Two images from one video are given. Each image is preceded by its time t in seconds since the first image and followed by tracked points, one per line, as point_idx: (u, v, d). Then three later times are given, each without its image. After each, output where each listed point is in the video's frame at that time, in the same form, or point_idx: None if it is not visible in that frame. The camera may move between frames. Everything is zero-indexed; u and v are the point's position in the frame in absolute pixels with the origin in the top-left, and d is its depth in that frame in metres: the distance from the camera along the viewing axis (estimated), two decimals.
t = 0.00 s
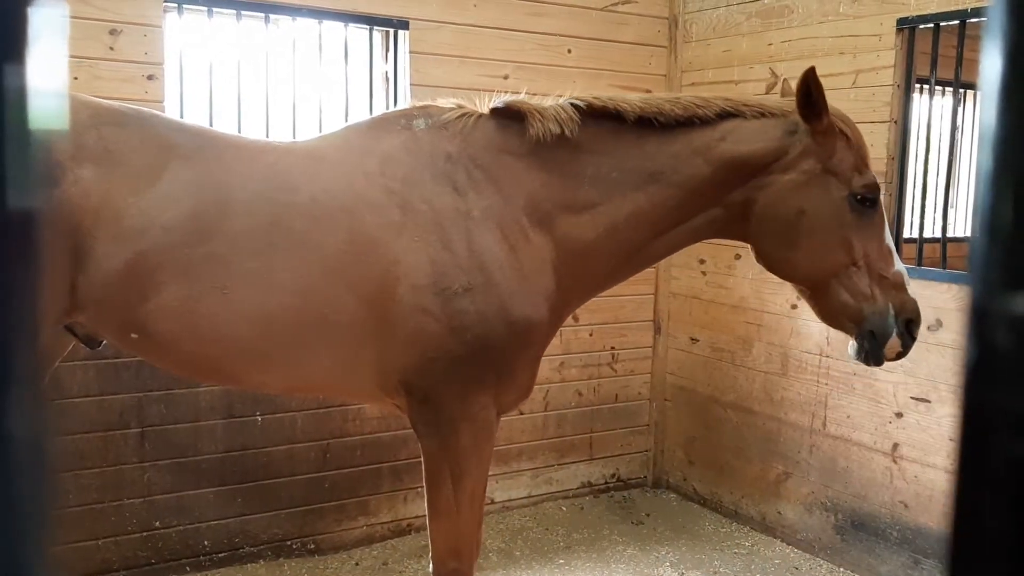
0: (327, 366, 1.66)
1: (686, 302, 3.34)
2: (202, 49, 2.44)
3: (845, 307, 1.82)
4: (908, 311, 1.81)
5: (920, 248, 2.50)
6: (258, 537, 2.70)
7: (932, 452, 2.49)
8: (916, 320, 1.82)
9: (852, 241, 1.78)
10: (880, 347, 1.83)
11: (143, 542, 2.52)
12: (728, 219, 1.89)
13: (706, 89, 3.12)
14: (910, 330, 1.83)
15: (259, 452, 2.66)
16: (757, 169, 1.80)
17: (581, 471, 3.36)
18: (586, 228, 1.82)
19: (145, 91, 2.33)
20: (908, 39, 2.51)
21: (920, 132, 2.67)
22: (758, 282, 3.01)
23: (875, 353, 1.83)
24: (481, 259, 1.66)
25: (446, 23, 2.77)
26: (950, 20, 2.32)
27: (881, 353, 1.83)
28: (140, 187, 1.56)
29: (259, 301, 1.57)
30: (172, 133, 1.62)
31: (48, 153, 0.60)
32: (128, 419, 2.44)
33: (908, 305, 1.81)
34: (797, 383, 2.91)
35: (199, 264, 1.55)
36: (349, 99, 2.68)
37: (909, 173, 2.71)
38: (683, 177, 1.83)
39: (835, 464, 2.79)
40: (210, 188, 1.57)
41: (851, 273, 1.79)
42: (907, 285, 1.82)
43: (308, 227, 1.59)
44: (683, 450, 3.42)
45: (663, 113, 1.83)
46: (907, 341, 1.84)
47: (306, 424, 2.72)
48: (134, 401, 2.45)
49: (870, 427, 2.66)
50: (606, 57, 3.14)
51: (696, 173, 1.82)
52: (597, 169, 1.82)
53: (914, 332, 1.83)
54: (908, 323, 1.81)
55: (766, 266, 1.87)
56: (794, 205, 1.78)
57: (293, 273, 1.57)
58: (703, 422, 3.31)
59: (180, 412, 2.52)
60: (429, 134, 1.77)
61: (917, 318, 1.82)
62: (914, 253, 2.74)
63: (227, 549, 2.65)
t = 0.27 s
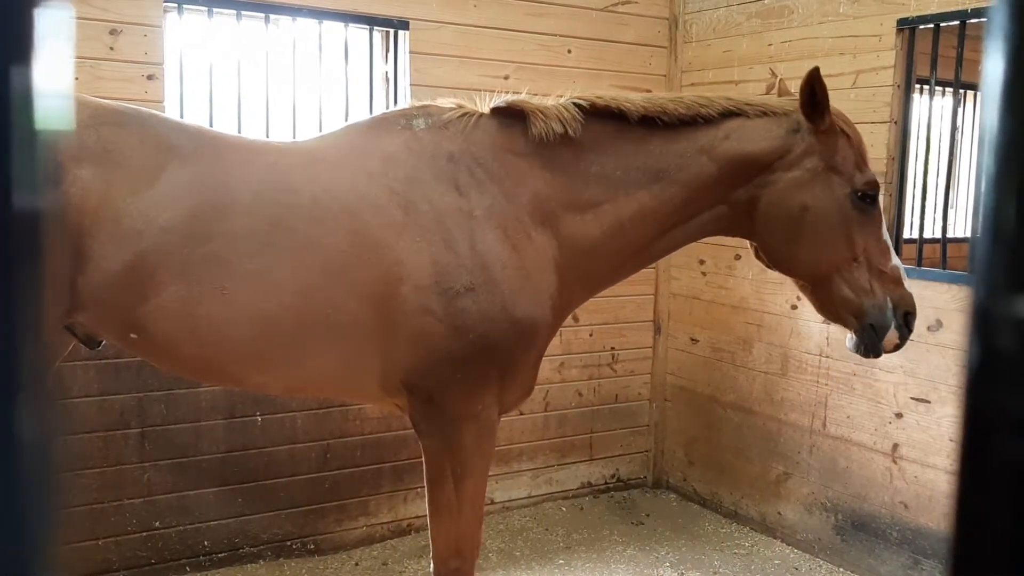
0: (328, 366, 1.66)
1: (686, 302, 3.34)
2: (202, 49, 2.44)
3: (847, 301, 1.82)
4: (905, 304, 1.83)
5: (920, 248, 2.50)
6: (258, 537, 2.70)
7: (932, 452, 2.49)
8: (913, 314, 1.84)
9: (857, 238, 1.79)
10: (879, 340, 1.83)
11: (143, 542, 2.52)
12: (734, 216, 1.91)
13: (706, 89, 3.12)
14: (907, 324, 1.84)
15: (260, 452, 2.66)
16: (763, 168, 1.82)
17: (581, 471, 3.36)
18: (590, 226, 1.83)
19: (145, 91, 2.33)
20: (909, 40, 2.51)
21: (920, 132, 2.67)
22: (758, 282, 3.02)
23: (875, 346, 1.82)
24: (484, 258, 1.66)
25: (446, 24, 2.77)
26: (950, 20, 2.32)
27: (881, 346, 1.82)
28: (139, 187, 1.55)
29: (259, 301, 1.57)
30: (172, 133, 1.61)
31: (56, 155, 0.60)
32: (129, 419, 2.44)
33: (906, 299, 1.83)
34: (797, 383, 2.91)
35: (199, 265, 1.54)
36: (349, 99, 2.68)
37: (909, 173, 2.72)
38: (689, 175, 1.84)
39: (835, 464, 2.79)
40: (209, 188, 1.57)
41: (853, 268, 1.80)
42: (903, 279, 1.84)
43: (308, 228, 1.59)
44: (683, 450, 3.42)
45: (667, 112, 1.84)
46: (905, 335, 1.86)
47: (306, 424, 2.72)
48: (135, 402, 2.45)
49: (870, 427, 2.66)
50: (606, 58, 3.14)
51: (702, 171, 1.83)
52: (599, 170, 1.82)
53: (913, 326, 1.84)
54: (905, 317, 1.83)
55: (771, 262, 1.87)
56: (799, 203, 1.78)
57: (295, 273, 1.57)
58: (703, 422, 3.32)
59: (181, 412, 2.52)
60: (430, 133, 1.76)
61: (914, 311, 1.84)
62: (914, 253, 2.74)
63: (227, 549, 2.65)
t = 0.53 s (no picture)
0: (328, 366, 1.66)
1: (686, 303, 3.34)
2: (203, 50, 2.44)
3: (846, 297, 1.83)
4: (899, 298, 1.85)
5: (920, 249, 2.50)
6: (258, 537, 2.70)
7: (932, 453, 2.48)
8: (906, 306, 1.87)
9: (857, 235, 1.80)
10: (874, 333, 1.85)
11: (143, 542, 2.52)
12: (735, 215, 1.90)
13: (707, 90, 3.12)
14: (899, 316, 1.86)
15: (260, 452, 2.66)
16: (763, 166, 1.82)
17: (581, 471, 3.36)
18: (591, 225, 1.83)
19: (145, 91, 2.33)
20: (909, 40, 2.50)
21: (920, 133, 2.66)
22: (758, 282, 3.01)
23: (871, 340, 1.84)
24: (484, 258, 1.66)
25: (446, 24, 2.77)
26: (950, 21, 2.32)
27: (876, 339, 1.84)
28: (138, 187, 1.55)
29: (259, 301, 1.57)
30: (171, 133, 1.61)
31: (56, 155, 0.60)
32: (129, 418, 2.44)
33: (900, 293, 1.85)
34: (797, 384, 2.91)
35: (197, 267, 1.54)
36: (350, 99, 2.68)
37: (909, 172, 2.72)
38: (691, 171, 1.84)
39: (835, 465, 2.79)
40: (209, 189, 1.56)
41: (852, 264, 1.81)
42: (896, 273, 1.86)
43: (308, 228, 1.59)
44: (683, 451, 3.42)
45: (668, 111, 1.85)
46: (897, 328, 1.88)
47: (306, 424, 2.72)
48: (135, 402, 2.45)
49: (870, 428, 2.65)
50: (606, 58, 3.14)
51: (703, 168, 1.84)
52: (598, 169, 1.83)
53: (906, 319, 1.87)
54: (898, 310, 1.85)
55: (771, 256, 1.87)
56: (799, 199, 1.79)
57: (294, 274, 1.57)
58: (703, 422, 3.31)
59: (181, 412, 2.52)
60: (429, 134, 1.76)
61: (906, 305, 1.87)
62: (914, 253, 2.74)
63: (227, 549, 2.65)
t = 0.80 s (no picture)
0: (329, 366, 1.66)
1: (686, 303, 3.34)
2: (203, 50, 2.44)
3: (840, 283, 1.89)
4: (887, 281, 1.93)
5: (920, 249, 2.50)
6: (258, 537, 2.70)
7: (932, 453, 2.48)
8: (894, 288, 1.95)
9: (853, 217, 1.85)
10: (864, 314, 1.92)
11: (143, 542, 2.52)
12: (735, 204, 1.94)
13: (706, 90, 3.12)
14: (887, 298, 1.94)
15: (260, 452, 2.66)
16: (762, 153, 1.85)
17: (581, 471, 3.36)
18: (591, 224, 1.83)
19: (145, 91, 2.33)
20: (909, 40, 2.50)
21: (920, 132, 2.66)
22: (758, 282, 3.01)
23: (861, 322, 1.92)
24: (485, 258, 1.65)
25: (446, 24, 2.77)
26: (951, 21, 2.32)
27: (866, 320, 1.92)
28: (137, 188, 1.55)
29: (258, 302, 1.57)
30: (171, 133, 1.61)
31: (55, 156, 0.60)
32: (129, 418, 2.44)
33: (887, 277, 1.93)
34: (797, 384, 2.91)
35: (196, 268, 1.54)
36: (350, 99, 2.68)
37: (909, 171, 2.72)
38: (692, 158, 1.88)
39: (835, 465, 2.79)
40: (208, 190, 1.56)
41: (847, 250, 1.88)
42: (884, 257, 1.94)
43: (308, 229, 1.58)
44: (683, 451, 3.42)
45: (667, 104, 1.87)
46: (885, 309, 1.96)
47: (306, 424, 2.72)
48: (135, 402, 2.45)
49: (870, 428, 2.65)
50: (606, 58, 3.14)
51: (704, 158, 1.87)
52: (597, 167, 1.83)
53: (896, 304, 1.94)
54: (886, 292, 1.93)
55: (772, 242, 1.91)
56: (798, 184, 1.82)
57: (294, 274, 1.57)
58: (703, 422, 3.31)
59: (181, 412, 2.52)
60: (429, 134, 1.76)
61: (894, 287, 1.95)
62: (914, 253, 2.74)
63: (226, 549, 2.65)
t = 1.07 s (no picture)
0: (328, 366, 1.66)
1: (686, 303, 3.34)
2: (203, 50, 2.44)
3: (829, 268, 1.92)
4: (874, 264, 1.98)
5: (920, 249, 2.50)
6: (258, 537, 2.70)
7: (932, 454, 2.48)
8: (880, 271, 2.00)
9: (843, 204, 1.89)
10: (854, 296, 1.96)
11: (143, 542, 2.52)
12: (734, 196, 1.95)
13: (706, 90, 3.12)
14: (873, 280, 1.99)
15: (260, 452, 2.66)
16: (757, 144, 1.87)
17: (581, 471, 3.36)
18: (590, 223, 1.83)
19: (145, 91, 2.33)
20: (909, 40, 2.50)
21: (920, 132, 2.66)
22: (758, 282, 3.01)
23: (850, 305, 1.96)
24: (486, 258, 1.65)
25: (447, 24, 2.77)
26: (951, 22, 2.32)
27: (855, 303, 1.96)
28: (135, 189, 1.54)
29: (258, 302, 1.57)
30: (170, 134, 1.61)
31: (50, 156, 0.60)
32: (129, 418, 2.44)
33: (875, 261, 1.98)
34: (797, 384, 2.91)
35: (193, 270, 1.54)
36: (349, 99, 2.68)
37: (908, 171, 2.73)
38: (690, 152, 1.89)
39: (835, 466, 2.79)
40: (206, 190, 1.56)
41: (842, 236, 1.91)
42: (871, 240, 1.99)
43: (307, 229, 1.58)
44: (683, 451, 3.42)
45: (664, 98, 1.88)
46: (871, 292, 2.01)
47: (306, 424, 2.72)
48: (135, 402, 2.45)
49: (870, 428, 2.65)
50: (607, 58, 3.14)
51: (703, 152, 1.88)
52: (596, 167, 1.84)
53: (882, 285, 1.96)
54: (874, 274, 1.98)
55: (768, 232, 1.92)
56: (793, 173, 1.85)
57: (293, 275, 1.57)
58: (703, 423, 3.31)
59: (181, 412, 2.52)
60: (428, 134, 1.76)
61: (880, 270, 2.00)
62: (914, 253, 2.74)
63: (226, 549, 2.65)
